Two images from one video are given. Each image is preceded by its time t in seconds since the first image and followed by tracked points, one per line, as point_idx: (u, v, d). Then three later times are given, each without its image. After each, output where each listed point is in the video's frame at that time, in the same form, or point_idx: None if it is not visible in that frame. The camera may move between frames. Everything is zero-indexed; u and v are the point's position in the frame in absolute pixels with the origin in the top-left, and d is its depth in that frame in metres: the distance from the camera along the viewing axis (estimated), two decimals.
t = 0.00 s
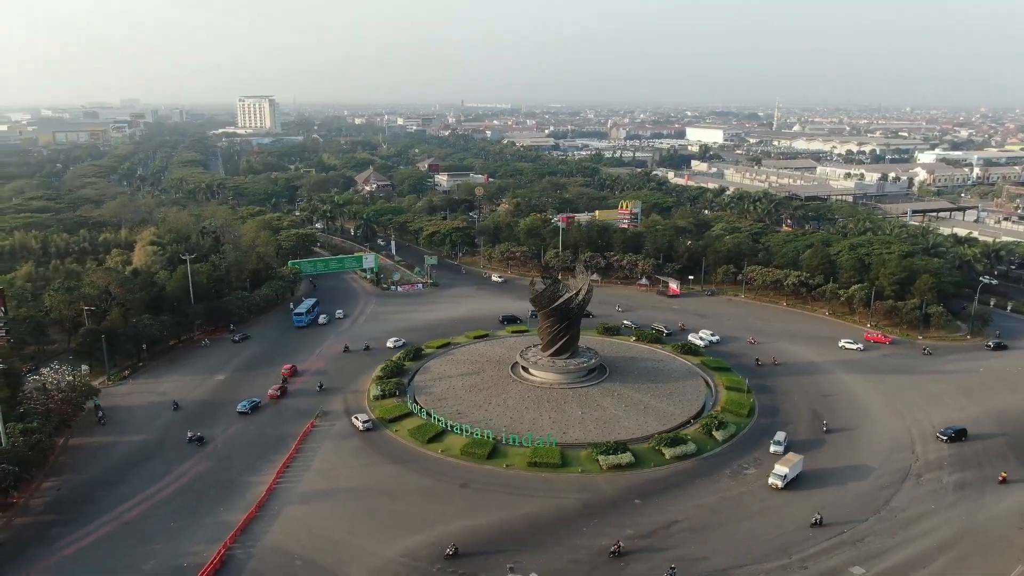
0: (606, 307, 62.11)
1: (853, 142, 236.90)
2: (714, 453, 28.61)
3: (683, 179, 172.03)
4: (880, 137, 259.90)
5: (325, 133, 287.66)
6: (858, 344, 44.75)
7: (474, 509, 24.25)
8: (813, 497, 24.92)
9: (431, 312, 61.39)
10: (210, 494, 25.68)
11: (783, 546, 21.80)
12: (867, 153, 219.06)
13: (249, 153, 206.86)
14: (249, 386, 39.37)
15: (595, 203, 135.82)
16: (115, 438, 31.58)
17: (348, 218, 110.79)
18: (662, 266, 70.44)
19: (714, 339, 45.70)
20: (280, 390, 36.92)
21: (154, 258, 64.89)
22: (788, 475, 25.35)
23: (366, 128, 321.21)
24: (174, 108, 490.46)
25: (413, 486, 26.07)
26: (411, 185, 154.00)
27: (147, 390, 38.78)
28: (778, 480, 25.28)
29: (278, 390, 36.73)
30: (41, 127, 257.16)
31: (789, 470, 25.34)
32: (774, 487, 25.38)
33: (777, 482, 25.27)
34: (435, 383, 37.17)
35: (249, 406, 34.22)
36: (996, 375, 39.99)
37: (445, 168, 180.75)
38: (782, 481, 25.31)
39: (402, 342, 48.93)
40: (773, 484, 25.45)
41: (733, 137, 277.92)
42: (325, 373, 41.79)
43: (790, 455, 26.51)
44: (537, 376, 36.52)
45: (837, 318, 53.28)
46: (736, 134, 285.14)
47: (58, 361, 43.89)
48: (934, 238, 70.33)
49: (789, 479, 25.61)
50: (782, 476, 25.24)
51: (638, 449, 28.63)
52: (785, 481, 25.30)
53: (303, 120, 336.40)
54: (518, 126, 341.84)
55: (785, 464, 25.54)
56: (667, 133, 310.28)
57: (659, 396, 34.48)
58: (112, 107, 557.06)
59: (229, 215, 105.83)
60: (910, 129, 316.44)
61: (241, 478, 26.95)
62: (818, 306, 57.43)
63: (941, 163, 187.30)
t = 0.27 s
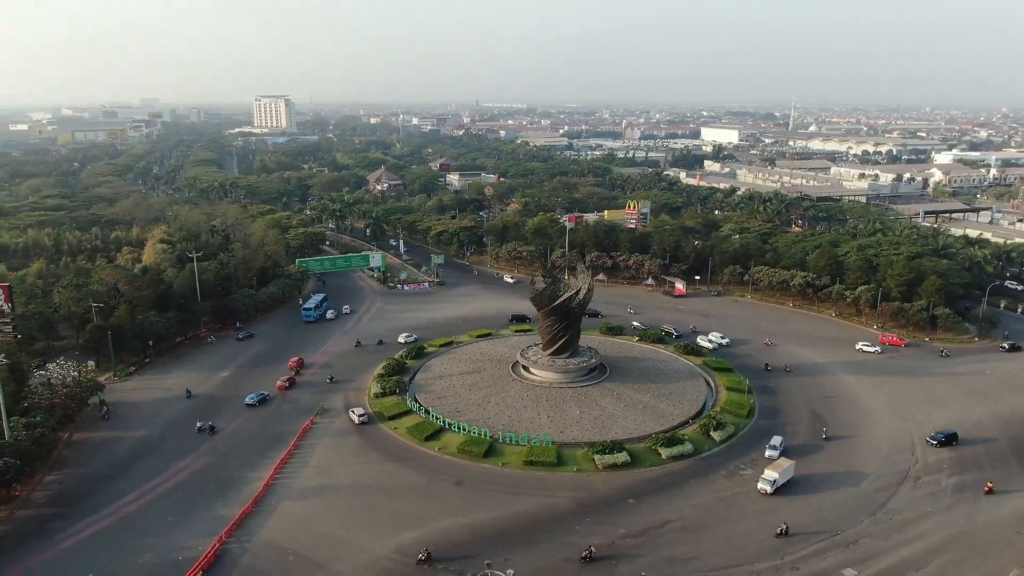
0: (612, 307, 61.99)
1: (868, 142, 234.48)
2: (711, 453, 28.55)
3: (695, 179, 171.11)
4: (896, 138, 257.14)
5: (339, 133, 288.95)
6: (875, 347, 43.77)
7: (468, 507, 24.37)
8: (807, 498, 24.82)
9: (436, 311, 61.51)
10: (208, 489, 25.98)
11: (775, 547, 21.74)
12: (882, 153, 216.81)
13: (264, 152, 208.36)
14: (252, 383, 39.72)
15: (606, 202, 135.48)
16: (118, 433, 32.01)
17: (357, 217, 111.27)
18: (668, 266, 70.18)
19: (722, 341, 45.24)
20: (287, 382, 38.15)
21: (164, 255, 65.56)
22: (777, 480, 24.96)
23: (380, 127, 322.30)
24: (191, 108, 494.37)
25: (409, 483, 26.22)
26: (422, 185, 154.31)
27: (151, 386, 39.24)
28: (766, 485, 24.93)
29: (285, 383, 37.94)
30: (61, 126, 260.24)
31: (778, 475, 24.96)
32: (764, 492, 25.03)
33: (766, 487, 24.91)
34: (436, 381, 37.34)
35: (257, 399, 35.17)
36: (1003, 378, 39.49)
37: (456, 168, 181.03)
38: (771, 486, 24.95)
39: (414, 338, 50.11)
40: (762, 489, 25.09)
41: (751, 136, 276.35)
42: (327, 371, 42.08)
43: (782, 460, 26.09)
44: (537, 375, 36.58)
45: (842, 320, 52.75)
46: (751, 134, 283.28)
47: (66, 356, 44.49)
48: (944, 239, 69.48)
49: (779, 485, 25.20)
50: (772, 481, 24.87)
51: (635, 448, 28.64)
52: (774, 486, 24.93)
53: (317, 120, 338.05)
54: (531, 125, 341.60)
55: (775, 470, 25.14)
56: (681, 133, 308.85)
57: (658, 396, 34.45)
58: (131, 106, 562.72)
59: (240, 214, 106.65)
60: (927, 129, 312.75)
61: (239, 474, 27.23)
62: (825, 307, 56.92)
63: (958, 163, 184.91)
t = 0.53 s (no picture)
0: (618, 307, 61.83)
1: (885, 143, 231.81)
2: (708, 454, 28.49)
3: (708, 179, 170.15)
4: (914, 138, 254.37)
5: (355, 132, 290.30)
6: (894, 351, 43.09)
7: (462, 504, 24.50)
8: (803, 499, 24.68)
9: (442, 310, 61.68)
10: (207, 484, 26.29)
11: (768, 548, 21.68)
12: (899, 154, 214.36)
13: (280, 151, 209.95)
14: (256, 380, 40.09)
15: (617, 203, 135.11)
16: (122, 428, 32.45)
17: (369, 216, 111.69)
18: (676, 266, 69.87)
19: (733, 344, 44.85)
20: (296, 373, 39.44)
21: (175, 253, 66.30)
22: (766, 485, 24.50)
23: (395, 127, 323.61)
24: (209, 108, 498.69)
25: (406, 480, 26.40)
26: (434, 184, 154.61)
27: (158, 382, 39.72)
28: (755, 490, 24.47)
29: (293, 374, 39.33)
30: (82, 126, 263.72)
31: (767, 481, 24.50)
32: (752, 497, 24.60)
33: (754, 492, 24.47)
34: (437, 380, 37.51)
35: (266, 392, 36.16)
36: (1011, 381, 38.95)
37: (468, 168, 181.27)
38: (761, 490, 24.49)
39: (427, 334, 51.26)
40: (751, 495, 24.65)
41: (766, 137, 274.59)
42: (332, 369, 42.36)
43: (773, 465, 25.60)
44: (538, 374, 36.64)
45: (850, 321, 52.16)
46: (767, 134, 281.12)
47: (75, 352, 45.11)
48: (957, 241, 68.58)
49: (769, 490, 24.74)
50: (760, 486, 24.44)
51: (633, 447, 28.68)
52: (763, 492, 24.47)
53: (334, 119, 339.79)
54: (545, 125, 341.24)
55: (764, 475, 24.69)
56: (695, 133, 307.43)
57: (658, 396, 34.42)
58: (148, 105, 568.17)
59: (253, 212, 107.55)
60: (946, 129, 308.78)
61: (238, 469, 27.54)
62: (832, 308, 56.43)
63: (976, 164, 182.39)
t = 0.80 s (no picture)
0: (626, 307, 61.66)
1: (904, 143, 229.03)
2: (708, 454, 28.38)
3: (723, 179, 169.09)
4: (933, 138, 251.36)
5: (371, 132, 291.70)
6: (916, 354, 42.25)
7: (458, 502, 24.63)
8: (801, 501, 24.54)
9: (450, 308, 61.86)
10: (208, 478, 26.63)
11: (762, 548, 21.61)
12: (918, 155, 211.68)
13: (296, 151, 211.52)
14: (261, 377, 40.47)
15: (629, 203, 134.70)
16: (128, 423, 32.91)
17: (380, 215, 112.18)
18: (685, 267, 69.53)
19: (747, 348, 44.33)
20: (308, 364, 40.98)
21: (187, 250, 67.06)
22: (756, 490, 24.12)
23: (410, 126, 325.15)
24: (229, 108, 504.59)
25: (404, 477, 26.57)
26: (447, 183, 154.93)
27: (165, 378, 40.25)
28: (744, 495, 24.11)
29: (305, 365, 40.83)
30: (103, 126, 267.47)
31: (756, 486, 24.12)
32: (741, 502, 24.25)
33: (743, 497, 24.12)
34: (440, 378, 37.67)
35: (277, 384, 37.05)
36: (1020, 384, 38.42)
37: (481, 167, 181.55)
38: (749, 496, 24.12)
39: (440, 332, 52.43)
40: (740, 499, 24.31)
41: (783, 137, 272.33)
42: (337, 366, 42.63)
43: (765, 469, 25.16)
44: (540, 373, 36.66)
45: (858, 322, 51.65)
46: (784, 134, 278.75)
47: (86, 347, 45.77)
48: (970, 242, 67.66)
49: (759, 495, 24.36)
50: (749, 491, 24.07)
51: (632, 447, 28.66)
52: (753, 497, 24.12)
53: (351, 119, 341.66)
54: (561, 125, 340.81)
55: (754, 479, 24.31)
56: (711, 133, 306.01)
57: (660, 396, 34.35)
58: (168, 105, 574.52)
59: (266, 211, 108.44)
60: (967, 130, 304.39)
61: (239, 464, 27.86)
62: (841, 309, 55.89)
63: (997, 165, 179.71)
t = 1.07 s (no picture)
0: (634, 307, 61.45)
1: (925, 144, 225.91)
2: (707, 455, 28.32)
3: (738, 180, 167.88)
4: (955, 138, 247.45)
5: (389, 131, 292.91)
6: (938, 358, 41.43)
7: (456, 499, 24.77)
8: (799, 503, 24.39)
9: (458, 307, 62.04)
10: (210, 473, 27.00)
11: (756, 550, 21.53)
12: (939, 155, 208.68)
13: (314, 150, 213.12)
14: (268, 374, 40.87)
15: (643, 203, 134.20)
16: (136, 417, 33.43)
17: (393, 214, 112.66)
18: (694, 267, 69.17)
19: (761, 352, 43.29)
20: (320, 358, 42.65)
21: (200, 249, 67.89)
22: (745, 496, 23.77)
23: (427, 125, 326.00)
24: (250, 108, 510.90)
25: (403, 474, 26.75)
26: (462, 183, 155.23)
27: (174, 373, 40.82)
28: (733, 501, 23.74)
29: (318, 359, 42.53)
30: (126, 125, 271.07)
31: (746, 492, 23.76)
32: (730, 507, 23.92)
33: (732, 502, 23.77)
34: (444, 376, 37.83)
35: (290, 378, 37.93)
36: None
37: (496, 167, 181.74)
38: (738, 502, 23.73)
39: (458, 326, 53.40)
40: (729, 504, 23.94)
41: (802, 138, 269.73)
42: (343, 364, 42.97)
43: (757, 475, 24.77)
44: (543, 373, 36.69)
45: (869, 324, 51.09)
46: (803, 134, 276.04)
47: (98, 343, 46.49)
48: (986, 244, 66.63)
49: (748, 501, 24.00)
50: (739, 497, 23.71)
51: (632, 447, 28.63)
52: (741, 503, 23.74)
53: (369, 119, 343.47)
54: (578, 125, 340.15)
55: (744, 485, 23.94)
56: (729, 133, 303.76)
57: (662, 396, 34.25)
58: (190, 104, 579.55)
59: (281, 210, 109.31)
60: (991, 130, 299.43)
61: (241, 459, 28.22)
62: (852, 311, 55.31)
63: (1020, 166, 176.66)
